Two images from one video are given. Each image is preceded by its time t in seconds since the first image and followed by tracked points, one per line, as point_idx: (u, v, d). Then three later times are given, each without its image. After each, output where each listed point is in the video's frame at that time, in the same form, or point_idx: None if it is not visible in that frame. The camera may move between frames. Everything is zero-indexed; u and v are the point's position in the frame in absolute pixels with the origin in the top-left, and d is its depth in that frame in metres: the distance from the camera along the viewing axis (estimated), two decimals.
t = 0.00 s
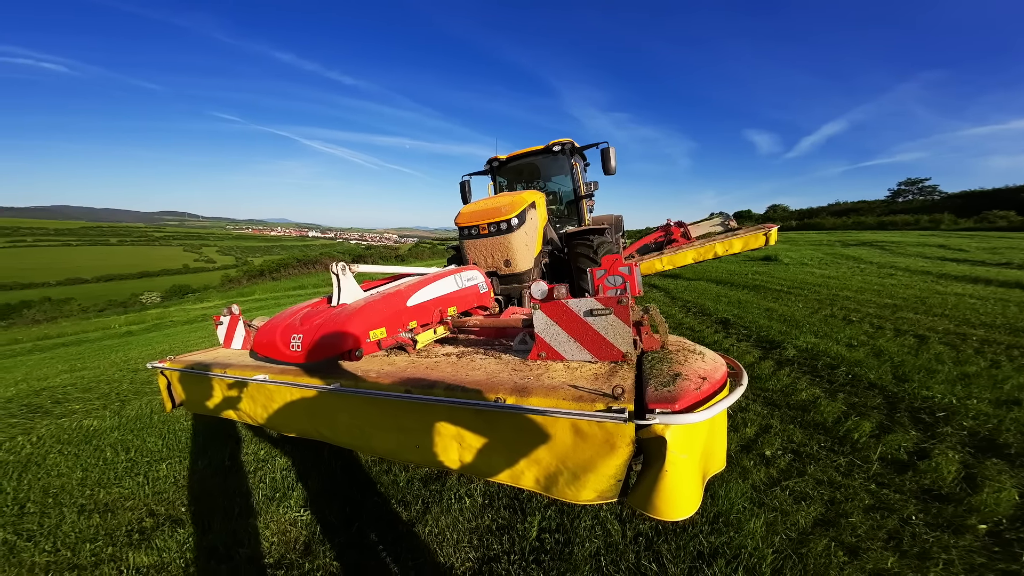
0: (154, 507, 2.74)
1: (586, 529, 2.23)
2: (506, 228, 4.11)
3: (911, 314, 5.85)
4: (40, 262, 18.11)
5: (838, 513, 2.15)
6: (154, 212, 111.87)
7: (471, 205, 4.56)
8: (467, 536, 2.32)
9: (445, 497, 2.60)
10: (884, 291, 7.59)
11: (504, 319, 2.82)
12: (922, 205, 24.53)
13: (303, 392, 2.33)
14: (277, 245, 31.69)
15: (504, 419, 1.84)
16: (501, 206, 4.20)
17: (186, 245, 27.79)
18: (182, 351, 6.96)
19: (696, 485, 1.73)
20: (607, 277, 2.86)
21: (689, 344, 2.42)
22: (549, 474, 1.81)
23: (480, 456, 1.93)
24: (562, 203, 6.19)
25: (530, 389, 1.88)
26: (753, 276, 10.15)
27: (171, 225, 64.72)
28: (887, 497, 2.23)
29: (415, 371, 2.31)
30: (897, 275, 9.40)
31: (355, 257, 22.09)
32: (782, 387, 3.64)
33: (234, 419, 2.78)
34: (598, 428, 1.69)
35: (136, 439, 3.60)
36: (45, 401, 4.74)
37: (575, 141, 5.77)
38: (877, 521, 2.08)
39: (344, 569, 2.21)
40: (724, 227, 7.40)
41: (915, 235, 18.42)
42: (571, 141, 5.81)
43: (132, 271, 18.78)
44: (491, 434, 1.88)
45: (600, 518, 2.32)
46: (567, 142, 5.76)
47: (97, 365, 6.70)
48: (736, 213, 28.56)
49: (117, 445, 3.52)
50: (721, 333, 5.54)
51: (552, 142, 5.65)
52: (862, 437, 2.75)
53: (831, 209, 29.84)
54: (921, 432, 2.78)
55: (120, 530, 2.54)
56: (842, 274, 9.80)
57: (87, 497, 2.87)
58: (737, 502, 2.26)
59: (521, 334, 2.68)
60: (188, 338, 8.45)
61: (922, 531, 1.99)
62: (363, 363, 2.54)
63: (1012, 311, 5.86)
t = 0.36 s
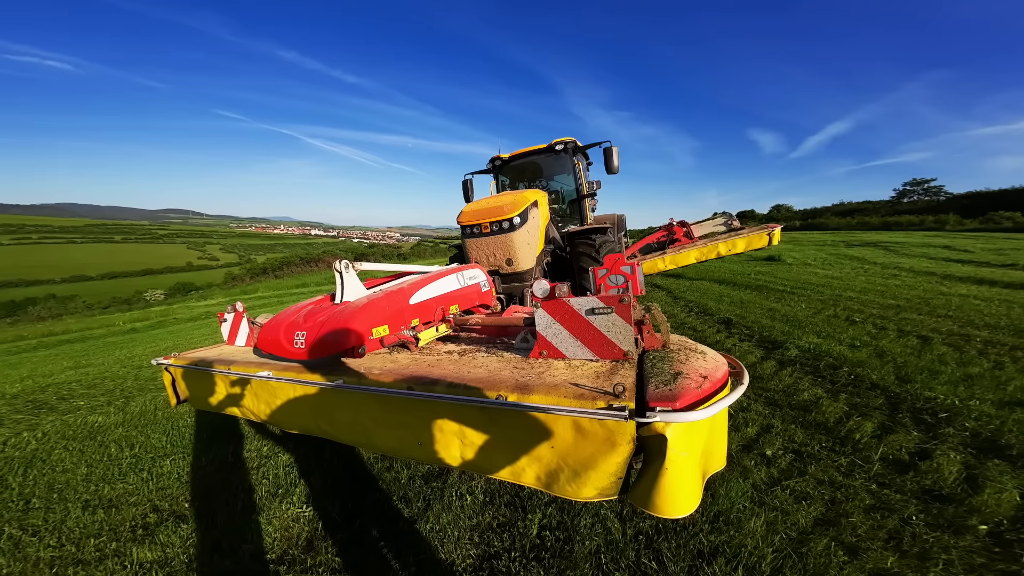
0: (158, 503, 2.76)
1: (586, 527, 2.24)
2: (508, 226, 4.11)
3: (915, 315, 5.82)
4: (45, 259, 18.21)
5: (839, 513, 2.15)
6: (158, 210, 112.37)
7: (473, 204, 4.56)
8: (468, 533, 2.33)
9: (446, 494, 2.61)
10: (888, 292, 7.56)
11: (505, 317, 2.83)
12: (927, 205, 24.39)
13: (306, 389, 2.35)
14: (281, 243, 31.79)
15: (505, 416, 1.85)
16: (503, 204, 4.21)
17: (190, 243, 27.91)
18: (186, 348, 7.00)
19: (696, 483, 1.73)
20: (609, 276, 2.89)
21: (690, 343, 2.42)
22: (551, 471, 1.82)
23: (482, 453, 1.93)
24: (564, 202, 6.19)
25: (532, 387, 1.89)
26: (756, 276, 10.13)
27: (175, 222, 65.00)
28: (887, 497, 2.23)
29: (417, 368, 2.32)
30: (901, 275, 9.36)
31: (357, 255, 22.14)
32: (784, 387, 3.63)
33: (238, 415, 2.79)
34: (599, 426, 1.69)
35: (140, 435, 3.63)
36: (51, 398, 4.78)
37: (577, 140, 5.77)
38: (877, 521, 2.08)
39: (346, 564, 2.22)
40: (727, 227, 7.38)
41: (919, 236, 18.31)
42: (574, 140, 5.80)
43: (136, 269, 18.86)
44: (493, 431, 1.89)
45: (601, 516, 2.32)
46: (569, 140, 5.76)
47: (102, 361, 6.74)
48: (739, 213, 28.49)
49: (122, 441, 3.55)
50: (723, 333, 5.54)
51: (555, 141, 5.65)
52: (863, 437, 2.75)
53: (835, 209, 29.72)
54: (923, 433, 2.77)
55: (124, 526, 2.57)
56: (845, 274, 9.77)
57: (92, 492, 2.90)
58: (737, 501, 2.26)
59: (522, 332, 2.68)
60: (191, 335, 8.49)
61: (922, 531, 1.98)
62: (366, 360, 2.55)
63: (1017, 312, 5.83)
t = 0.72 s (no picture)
0: (161, 499, 2.78)
1: (587, 526, 2.24)
2: (511, 225, 4.11)
3: (919, 317, 5.79)
4: (51, 256, 18.33)
5: (840, 514, 2.15)
6: (163, 207, 112.85)
7: (476, 202, 4.56)
8: (469, 531, 2.34)
9: (448, 492, 2.62)
10: (893, 294, 7.52)
11: (508, 316, 2.83)
12: (933, 207, 24.25)
13: (310, 386, 2.35)
14: (284, 241, 31.89)
15: (507, 414, 1.85)
16: (506, 203, 4.20)
17: (194, 240, 28.03)
18: (189, 345, 7.03)
19: (699, 484, 1.73)
20: (612, 276, 2.86)
21: (694, 343, 2.42)
22: (552, 470, 1.82)
23: (484, 451, 1.94)
24: (567, 201, 6.18)
25: (535, 386, 1.89)
26: (759, 277, 10.09)
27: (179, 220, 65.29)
28: (889, 498, 2.22)
29: (419, 367, 2.33)
30: (906, 277, 9.31)
31: (360, 253, 22.18)
32: (786, 389, 3.63)
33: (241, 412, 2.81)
34: (602, 426, 1.69)
35: (144, 431, 3.65)
36: (56, 393, 4.82)
37: (581, 140, 5.76)
38: (879, 522, 2.07)
39: (347, 561, 2.23)
40: (730, 227, 7.36)
41: (925, 237, 18.20)
42: (577, 139, 5.80)
43: (140, 265, 18.96)
44: (495, 430, 1.89)
45: (601, 515, 2.32)
46: (573, 140, 5.75)
47: (106, 358, 6.78)
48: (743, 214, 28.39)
49: (125, 437, 3.57)
50: (725, 334, 5.52)
51: (558, 140, 5.65)
52: (866, 439, 2.74)
53: (840, 210, 29.60)
54: (926, 435, 2.76)
55: (128, 521, 2.58)
56: (850, 276, 9.72)
57: (96, 488, 2.92)
58: (739, 502, 2.26)
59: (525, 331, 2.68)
60: (195, 331, 8.53)
61: (924, 533, 1.98)
62: (369, 358, 2.56)
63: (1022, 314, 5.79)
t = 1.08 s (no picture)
0: (163, 495, 2.80)
1: (586, 526, 2.24)
2: (512, 225, 4.11)
3: (922, 320, 5.77)
4: (56, 251, 18.42)
5: (839, 516, 2.14)
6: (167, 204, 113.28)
7: (478, 202, 4.56)
8: (468, 529, 2.35)
9: (448, 491, 2.63)
10: (896, 296, 7.50)
11: (509, 316, 2.83)
12: (938, 209, 24.13)
13: (311, 383, 2.36)
14: (287, 239, 31.94)
15: (507, 414, 1.86)
16: (508, 203, 4.21)
17: (197, 237, 28.12)
18: (192, 341, 7.06)
19: (697, 485, 1.73)
20: (614, 275, 2.83)
21: (694, 344, 2.42)
22: (552, 469, 1.83)
23: (484, 450, 1.94)
24: (569, 201, 6.18)
25: (535, 385, 1.90)
26: (761, 278, 10.07)
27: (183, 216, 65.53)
28: (889, 501, 2.22)
29: (420, 365, 2.33)
30: (909, 280, 9.28)
31: (363, 251, 22.22)
32: (787, 390, 3.62)
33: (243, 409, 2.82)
34: (601, 426, 1.70)
35: (146, 427, 3.67)
36: (59, 389, 4.85)
37: (584, 139, 5.76)
38: (878, 525, 2.07)
39: (347, 558, 2.24)
40: (733, 228, 7.35)
41: (929, 239, 18.14)
42: (580, 139, 5.80)
43: (144, 262, 19.05)
44: (495, 429, 1.90)
45: (600, 515, 2.33)
46: (576, 139, 5.75)
47: (110, 353, 6.81)
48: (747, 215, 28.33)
49: (128, 433, 3.59)
50: (727, 335, 5.51)
51: (561, 139, 5.65)
52: (866, 441, 2.73)
53: (844, 212, 29.49)
54: (927, 438, 2.75)
55: (129, 517, 2.60)
56: (853, 277, 9.70)
57: (98, 483, 2.94)
58: (738, 503, 2.26)
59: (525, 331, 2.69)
60: (198, 328, 8.57)
61: (923, 536, 1.98)
62: (371, 356, 2.57)
63: None
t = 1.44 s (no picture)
0: (161, 493, 2.80)
1: (583, 526, 2.24)
2: (512, 225, 4.12)
3: (922, 321, 5.77)
4: (56, 249, 18.43)
5: (837, 517, 2.14)
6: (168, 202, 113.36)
7: (478, 202, 4.56)
8: (466, 528, 2.35)
9: (446, 490, 2.63)
10: (896, 297, 7.49)
11: (508, 316, 2.83)
12: (939, 210, 24.09)
13: (310, 382, 2.37)
14: (288, 237, 31.96)
15: (505, 413, 1.86)
16: (508, 202, 4.20)
17: (198, 235, 28.14)
18: (192, 339, 7.08)
19: (694, 485, 1.73)
20: (613, 276, 2.84)
21: (693, 344, 2.42)
22: (549, 469, 1.83)
23: (482, 449, 1.94)
24: (570, 201, 6.18)
25: (532, 385, 1.90)
26: (762, 279, 10.07)
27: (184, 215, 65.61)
28: (887, 503, 2.22)
29: (418, 364, 2.34)
30: (910, 281, 9.28)
31: (364, 250, 22.23)
32: (787, 391, 3.62)
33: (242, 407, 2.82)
34: (598, 425, 1.70)
35: (145, 425, 3.67)
36: (59, 386, 4.85)
37: (584, 139, 5.76)
38: (875, 526, 2.07)
39: (345, 556, 2.24)
40: (734, 229, 7.35)
41: (930, 241, 18.12)
42: (581, 139, 5.80)
43: (145, 260, 19.06)
44: (492, 428, 1.90)
45: (598, 514, 2.33)
46: (576, 139, 5.75)
47: (110, 351, 6.82)
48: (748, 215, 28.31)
49: (127, 430, 3.60)
50: (727, 336, 5.51)
51: (562, 139, 5.65)
52: (865, 443, 2.73)
53: (845, 213, 29.46)
54: (925, 440, 2.75)
55: (128, 514, 2.60)
56: (853, 279, 9.70)
57: (97, 481, 2.94)
58: (735, 503, 2.26)
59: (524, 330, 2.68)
60: (198, 326, 8.57)
61: (920, 538, 1.98)
62: (369, 355, 2.57)
63: None
